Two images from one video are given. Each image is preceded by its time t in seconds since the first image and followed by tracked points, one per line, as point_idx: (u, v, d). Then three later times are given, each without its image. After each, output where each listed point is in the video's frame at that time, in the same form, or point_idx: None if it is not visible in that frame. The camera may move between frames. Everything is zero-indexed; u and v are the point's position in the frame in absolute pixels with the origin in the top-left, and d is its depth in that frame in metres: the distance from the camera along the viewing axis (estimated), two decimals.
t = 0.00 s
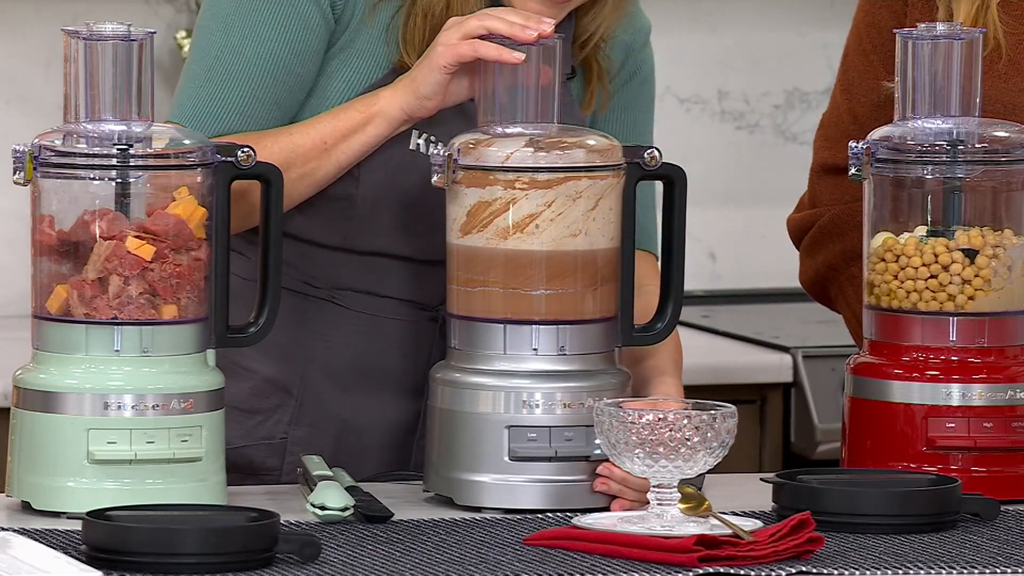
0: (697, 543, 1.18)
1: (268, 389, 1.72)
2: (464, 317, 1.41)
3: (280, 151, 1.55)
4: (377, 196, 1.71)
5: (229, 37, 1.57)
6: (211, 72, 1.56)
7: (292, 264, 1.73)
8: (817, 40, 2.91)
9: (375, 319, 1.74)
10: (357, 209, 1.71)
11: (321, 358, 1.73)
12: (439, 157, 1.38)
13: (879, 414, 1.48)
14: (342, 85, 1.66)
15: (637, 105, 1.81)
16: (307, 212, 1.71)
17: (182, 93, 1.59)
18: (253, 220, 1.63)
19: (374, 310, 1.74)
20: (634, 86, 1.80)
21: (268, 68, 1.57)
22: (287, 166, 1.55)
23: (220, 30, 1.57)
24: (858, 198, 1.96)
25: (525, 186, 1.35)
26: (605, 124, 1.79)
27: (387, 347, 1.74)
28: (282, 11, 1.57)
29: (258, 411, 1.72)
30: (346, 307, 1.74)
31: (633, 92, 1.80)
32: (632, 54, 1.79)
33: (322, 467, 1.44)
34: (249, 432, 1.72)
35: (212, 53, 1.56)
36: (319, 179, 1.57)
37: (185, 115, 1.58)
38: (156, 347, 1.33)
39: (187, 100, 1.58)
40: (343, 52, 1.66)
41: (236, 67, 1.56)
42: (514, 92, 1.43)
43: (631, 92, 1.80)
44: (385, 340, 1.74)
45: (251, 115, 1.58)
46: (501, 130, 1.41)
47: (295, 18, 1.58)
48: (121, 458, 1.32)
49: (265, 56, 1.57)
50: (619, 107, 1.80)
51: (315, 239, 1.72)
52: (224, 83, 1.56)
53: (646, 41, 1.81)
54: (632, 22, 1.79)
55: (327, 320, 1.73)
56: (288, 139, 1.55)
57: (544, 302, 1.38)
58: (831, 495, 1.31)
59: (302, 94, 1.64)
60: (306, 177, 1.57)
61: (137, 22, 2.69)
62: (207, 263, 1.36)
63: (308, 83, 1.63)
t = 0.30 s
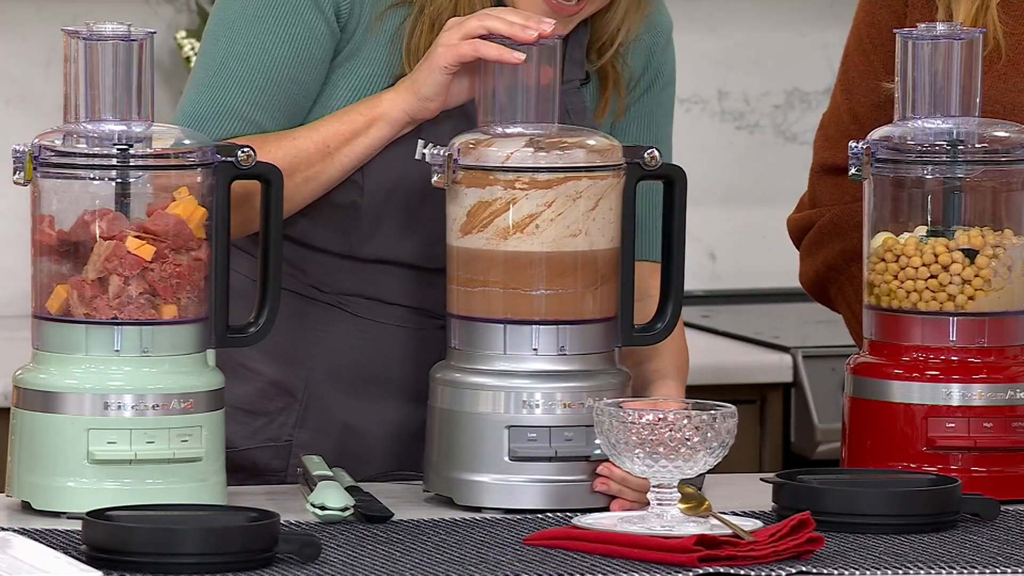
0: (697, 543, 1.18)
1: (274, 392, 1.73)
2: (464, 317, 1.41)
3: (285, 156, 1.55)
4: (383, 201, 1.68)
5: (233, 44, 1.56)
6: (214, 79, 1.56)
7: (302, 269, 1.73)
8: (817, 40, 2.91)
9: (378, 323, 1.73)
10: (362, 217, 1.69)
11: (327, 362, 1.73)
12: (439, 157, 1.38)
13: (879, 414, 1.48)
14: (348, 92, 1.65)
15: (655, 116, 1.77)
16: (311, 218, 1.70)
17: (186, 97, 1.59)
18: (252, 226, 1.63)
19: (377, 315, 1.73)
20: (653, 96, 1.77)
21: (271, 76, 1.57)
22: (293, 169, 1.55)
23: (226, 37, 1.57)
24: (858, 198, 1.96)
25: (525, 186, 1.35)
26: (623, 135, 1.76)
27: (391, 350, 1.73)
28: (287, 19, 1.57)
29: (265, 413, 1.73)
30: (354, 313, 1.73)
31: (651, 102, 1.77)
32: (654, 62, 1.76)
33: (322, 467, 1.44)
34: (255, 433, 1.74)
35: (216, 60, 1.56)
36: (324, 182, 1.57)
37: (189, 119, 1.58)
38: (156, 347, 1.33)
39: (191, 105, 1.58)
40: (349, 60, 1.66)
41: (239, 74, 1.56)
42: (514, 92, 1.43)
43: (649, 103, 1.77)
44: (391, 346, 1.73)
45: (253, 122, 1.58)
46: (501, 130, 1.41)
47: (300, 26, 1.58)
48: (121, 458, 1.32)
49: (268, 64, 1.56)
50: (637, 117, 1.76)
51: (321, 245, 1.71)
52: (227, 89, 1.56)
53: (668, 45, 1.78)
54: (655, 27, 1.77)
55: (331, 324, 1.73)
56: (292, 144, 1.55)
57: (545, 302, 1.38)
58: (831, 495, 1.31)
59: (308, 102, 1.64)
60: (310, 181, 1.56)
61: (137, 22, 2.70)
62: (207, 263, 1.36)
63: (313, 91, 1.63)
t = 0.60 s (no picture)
0: (697, 543, 1.18)
1: (279, 393, 1.73)
2: (464, 317, 1.41)
3: (287, 156, 1.54)
4: (388, 204, 1.68)
5: (235, 49, 1.56)
6: (216, 82, 1.56)
7: (310, 272, 1.72)
8: (817, 40, 2.91)
9: (380, 324, 1.72)
10: (366, 221, 1.68)
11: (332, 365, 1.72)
12: (439, 158, 1.38)
13: (879, 414, 1.48)
14: (350, 97, 1.65)
15: (667, 118, 1.78)
16: (314, 221, 1.69)
17: (187, 99, 1.59)
18: (252, 228, 1.62)
19: (382, 318, 1.72)
20: (664, 97, 1.77)
21: (272, 80, 1.57)
22: (295, 170, 1.55)
23: (228, 42, 1.57)
24: (858, 198, 1.96)
25: (525, 186, 1.35)
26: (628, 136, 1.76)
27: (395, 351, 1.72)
28: (289, 25, 1.57)
29: (270, 415, 1.73)
30: (360, 317, 1.72)
31: (661, 104, 1.77)
32: (664, 64, 1.76)
33: (322, 467, 1.45)
34: (259, 434, 1.73)
35: (218, 63, 1.56)
36: (326, 182, 1.57)
37: (189, 121, 1.58)
38: (156, 347, 1.33)
39: (192, 107, 1.58)
40: (353, 65, 1.65)
41: (240, 78, 1.56)
42: (514, 92, 1.43)
43: (660, 105, 1.77)
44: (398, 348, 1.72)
45: (254, 127, 1.58)
46: (501, 130, 1.41)
47: (303, 32, 1.58)
48: (121, 458, 1.32)
49: (269, 68, 1.56)
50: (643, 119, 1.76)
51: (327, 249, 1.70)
52: (228, 93, 1.56)
53: (677, 47, 1.79)
54: (665, 28, 1.77)
55: (336, 328, 1.72)
56: (295, 144, 1.55)
57: (544, 302, 1.38)
58: (831, 495, 1.31)
59: (309, 106, 1.64)
60: (312, 181, 1.56)
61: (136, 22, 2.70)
62: (207, 263, 1.36)
63: (315, 94, 1.63)
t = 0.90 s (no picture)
0: (697, 543, 1.18)
1: (282, 395, 1.74)
2: (464, 317, 1.41)
3: (289, 157, 1.54)
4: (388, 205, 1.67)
5: (235, 50, 1.56)
6: (216, 84, 1.56)
7: (312, 272, 1.72)
8: (817, 39, 2.91)
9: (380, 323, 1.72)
10: (367, 222, 1.67)
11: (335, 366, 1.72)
12: (439, 158, 1.38)
13: (879, 414, 1.48)
14: (350, 96, 1.65)
15: (668, 116, 1.77)
16: (316, 221, 1.69)
17: (186, 100, 1.59)
18: (252, 230, 1.62)
19: (383, 318, 1.72)
20: (666, 96, 1.77)
21: (272, 82, 1.57)
22: (296, 171, 1.55)
23: (227, 43, 1.57)
24: (857, 198, 1.96)
25: (525, 186, 1.35)
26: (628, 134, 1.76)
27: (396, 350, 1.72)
28: (289, 26, 1.57)
29: (273, 415, 1.74)
30: (362, 317, 1.72)
31: (663, 103, 1.77)
32: (667, 62, 1.76)
33: (322, 467, 1.45)
34: (264, 433, 1.74)
35: (217, 65, 1.56)
36: (328, 183, 1.56)
37: (189, 122, 1.58)
38: (156, 347, 1.33)
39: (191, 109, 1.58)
40: (352, 65, 1.65)
41: (240, 80, 1.56)
42: (514, 92, 1.43)
43: (661, 105, 1.77)
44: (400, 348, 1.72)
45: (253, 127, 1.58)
46: (501, 130, 1.41)
47: (302, 33, 1.57)
48: (121, 459, 1.32)
49: (269, 70, 1.56)
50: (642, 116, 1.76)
51: (329, 250, 1.70)
52: (228, 96, 1.56)
53: (680, 47, 1.78)
54: (667, 25, 1.76)
55: (338, 329, 1.72)
56: (296, 145, 1.54)
57: (545, 302, 1.38)
58: (831, 495, 1.31)
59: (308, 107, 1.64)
60: (314, 182, 1.56)
61: (135, 22, 2.70)
62: (207, 263, 1.36)
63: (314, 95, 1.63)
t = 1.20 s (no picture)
0: (697, 543, 1.18)
1: (283, 395, 1.74)
2: (464, 317, 1.41)
3: (289, 157, 1.54)
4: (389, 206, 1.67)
5: (234, 51, 1.56)
6: (215, 85, 1.56)
7: (312, 272, 1.72)
8: (817, 40, 2.91)
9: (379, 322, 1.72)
10: (367, 221, 1.67)
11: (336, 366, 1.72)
12: (439, 158, 1.38)
13: (879, 414, 1.48)
14: (350, 96, 1.65)
15: (667, 114, 1.77)
16: (316, 221, 1.69)
17: (186, 101, 1.59)
18: (252, 230, 1.62)
19: (384, 318, 1.72)
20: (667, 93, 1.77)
21: (271, 82, 1.57)
22: (296, 172, 1.55)
23: (226, 44, 1.57)
24: (858, 198, 1.95)
25: (525, 186, 1.35)
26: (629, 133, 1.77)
27: (396, 350, 1.72)
28: (287, 26, 1.57)
29: (273, 416, 1.74)
30: (363, 317, 1.72)
31: (663, 101, 1.77)
32: (667, 61, 1.76)
33: (322, 467, 1.45)
34: (264, 434, 1.74)
35: (216, 65, 1.56)
36: (328, 184, 1.56)
37: (188, 123, 1.58)
38: (156, 347, 1.33)
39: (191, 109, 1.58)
40: (351, 64, 1.65)
41: (239, 81, 1.56)
42: (514, 92, 1.43)
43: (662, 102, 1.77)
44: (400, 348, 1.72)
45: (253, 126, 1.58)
46: (501, 130, 1.41)
47: (301, 33, 1.57)
48: (120, 459, 1.32)
49: (268, 70, 1.56)
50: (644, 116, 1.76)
51: (329, 250, 1.70)
52: (227, 96, 1.56)
53: (680, 46, 1.78)
54: (667, 22, 1.76)
55: (338, 329, 1.72)
56: (296, 146, 1.54)
57: (545, 302, 1.38)
58: (831, 495, 1.31)
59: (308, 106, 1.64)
60: (315, 182, 1.56)
61: (136, 22, 2.70)
62: (207, 263, 1.36)
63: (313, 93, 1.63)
